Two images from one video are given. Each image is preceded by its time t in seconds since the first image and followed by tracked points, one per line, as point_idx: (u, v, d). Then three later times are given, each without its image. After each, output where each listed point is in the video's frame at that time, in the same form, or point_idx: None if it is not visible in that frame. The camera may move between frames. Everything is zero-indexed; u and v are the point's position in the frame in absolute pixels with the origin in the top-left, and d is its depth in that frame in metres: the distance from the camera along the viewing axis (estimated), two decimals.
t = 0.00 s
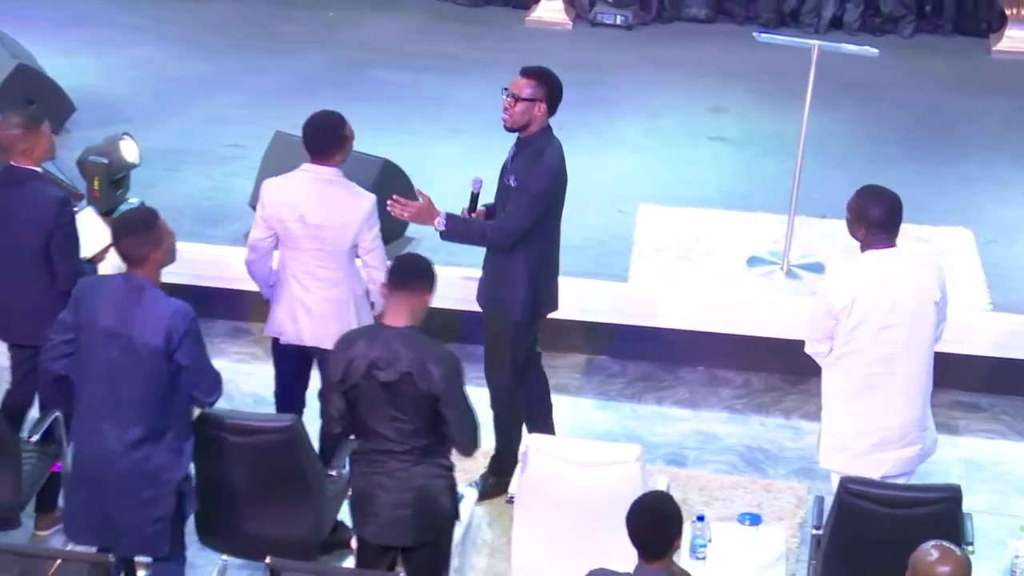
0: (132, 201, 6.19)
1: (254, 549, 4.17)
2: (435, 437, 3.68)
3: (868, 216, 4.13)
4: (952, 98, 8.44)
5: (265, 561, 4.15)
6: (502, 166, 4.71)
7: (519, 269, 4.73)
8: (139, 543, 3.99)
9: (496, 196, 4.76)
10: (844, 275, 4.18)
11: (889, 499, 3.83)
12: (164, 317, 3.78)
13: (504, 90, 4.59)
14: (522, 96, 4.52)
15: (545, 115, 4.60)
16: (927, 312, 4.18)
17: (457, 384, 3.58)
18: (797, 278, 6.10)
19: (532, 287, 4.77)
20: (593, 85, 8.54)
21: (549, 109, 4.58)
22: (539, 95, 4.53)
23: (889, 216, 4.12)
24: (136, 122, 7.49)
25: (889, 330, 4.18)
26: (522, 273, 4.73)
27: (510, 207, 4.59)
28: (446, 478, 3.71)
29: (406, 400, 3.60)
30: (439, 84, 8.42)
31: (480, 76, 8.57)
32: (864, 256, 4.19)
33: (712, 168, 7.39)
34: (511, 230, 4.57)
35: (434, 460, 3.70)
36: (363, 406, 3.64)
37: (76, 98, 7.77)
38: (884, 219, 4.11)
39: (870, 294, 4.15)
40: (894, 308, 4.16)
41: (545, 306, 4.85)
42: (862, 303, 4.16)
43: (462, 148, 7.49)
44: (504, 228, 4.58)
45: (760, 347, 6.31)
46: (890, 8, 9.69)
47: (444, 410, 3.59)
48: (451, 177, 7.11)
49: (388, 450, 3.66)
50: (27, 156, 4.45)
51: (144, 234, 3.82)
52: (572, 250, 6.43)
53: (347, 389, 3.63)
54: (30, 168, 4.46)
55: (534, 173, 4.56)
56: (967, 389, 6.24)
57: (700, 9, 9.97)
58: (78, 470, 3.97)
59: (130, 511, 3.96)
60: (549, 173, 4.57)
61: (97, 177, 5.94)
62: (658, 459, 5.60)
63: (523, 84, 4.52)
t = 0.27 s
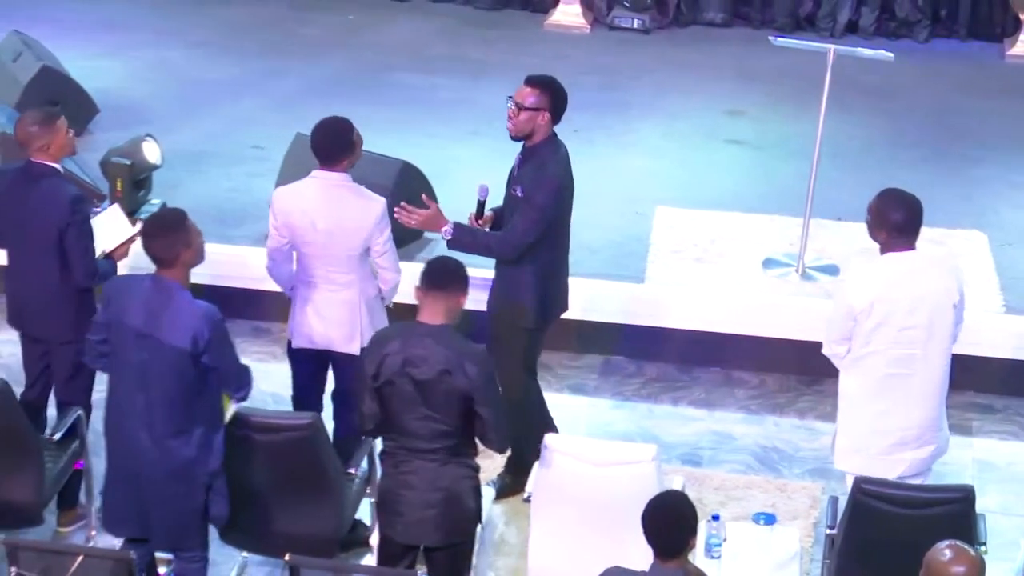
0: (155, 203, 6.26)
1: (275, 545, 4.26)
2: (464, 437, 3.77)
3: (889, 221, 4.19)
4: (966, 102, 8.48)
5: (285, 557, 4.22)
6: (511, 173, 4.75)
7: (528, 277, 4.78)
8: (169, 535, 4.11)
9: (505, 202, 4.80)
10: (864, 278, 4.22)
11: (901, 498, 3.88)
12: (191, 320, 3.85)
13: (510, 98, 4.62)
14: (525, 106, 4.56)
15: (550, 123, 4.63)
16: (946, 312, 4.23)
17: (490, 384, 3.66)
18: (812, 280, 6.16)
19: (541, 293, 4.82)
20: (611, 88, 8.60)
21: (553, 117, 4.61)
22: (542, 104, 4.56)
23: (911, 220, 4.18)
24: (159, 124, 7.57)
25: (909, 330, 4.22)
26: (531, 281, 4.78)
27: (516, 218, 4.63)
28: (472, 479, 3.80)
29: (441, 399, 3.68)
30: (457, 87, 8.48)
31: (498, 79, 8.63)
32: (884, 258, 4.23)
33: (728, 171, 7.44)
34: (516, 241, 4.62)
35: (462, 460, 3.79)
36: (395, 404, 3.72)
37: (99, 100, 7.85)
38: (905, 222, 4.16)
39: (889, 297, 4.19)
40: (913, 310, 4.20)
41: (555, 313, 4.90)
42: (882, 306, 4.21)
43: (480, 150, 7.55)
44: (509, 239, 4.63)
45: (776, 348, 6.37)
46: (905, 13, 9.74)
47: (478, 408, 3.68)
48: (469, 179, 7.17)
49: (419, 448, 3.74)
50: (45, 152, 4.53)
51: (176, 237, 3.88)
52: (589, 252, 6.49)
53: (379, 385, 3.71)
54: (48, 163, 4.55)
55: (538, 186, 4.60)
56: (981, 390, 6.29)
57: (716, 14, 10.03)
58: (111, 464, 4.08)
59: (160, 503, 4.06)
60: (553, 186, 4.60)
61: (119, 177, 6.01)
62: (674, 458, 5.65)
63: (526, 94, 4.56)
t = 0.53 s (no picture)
0: (172, 205, 6.35)
1: (290, 542, 4.36)
2: (480, 435, 3.91)
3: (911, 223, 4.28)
4: (974, 107, 8.57)
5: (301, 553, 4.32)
6: (518, 177, 4.87)
7: (537, 280, 4.89)
8: (196, 532, 4.21)
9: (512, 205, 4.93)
10: (884, 280, 4.31)
11: (909, 498, 3.96)
12: (209, 322, 3.95)
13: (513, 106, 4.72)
14: (530, 114, 4.65)
15: (555, 127, 4.72)
16: (965, 315, 4.32)
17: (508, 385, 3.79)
18: (821, 282, 6.25)
19: (552, 295, 4.95)
20: (623, 92, 8.69)
21: (558, 121, 4.71)
22: (546, 110, 4.66)
23: (933, 223, 4.27)
24: (178, 126, 7.68)
25: (928, 332, 4.31)
26: (540, 284, 4.90)
27: (523, 222, 4.76)
28: (487, 475, 3.95)
29: (459, 399, 3.81)
30: (471, 90, 8.58)
31: (512, 83, 8.73)
32: (904, 260, 4.32)
33: (739, 173, 7.54)
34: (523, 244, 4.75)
35: (480, 457, 3.93)
36: (415, 402, 3.85)
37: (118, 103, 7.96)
38: (926, 224, 4.25)
39: (910, 298, 4.28)
40: (932, 311, 4.29)
41: (564, 314, 5.03)
42: (902, 305, 4.29)
43: (494, 153, 7.65)
44: (516, 242, 4.76)
45: (786, 348, 6.46)
46: (914, 18, 9.82)
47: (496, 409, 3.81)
48: (483, 181, 7.27)
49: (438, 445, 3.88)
50: (61, 151, 4.67)
51: (192, 240, 3.98)
52: (602, 254, 6.59)
53: (398, 383, 3.84)
54: (64, 162, 4.69)
55: (545, 191, 4.72)
56: (988, 390, 6.37)
57: (728, 19, 10.11)
58: (138, 462, 4.19)
59: (186, 502, 4.17)
60: (560, 191, 4.72)
61: (140, 180, 6.10)
62: (684, 457, 5.75)
63: (529, 101, 4.65)
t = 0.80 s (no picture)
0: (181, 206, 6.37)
1: (299, 541, 4.40)
2: (482, 432, 3.93)
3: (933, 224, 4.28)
4: (981, 108, 8.59)
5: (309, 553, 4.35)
6: (518, 177, 4.90)
7: (541, 281, 4.94)
8: (202, 531, 4.25)
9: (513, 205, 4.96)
10: (907, 279, 4.30)
11: (916, 498, 3.98)
12: (209, 323, 3.99)
13: (506, 110, 4.73)
14: (525, 117, 4.67)
15: (551, 127, 4.74)
16: (987, 315, 4.31)
17: (508, 386, 3.80)
18: (828, 282, 6.27)
19: (555, 295, 4.98)
20: (631, 94, 8.72)
21: (553, 121, 4.73)
22: (541, 112, 4.67)
23: (956, 222, 4.27)
24: (188, 127, 7.72)
25: (951, 331, 4.29)
26: (543, 284, 4.94)
27: (523, 223, 4.79)
28: (491, 469, 3.97)
29: (459, 399, 3.83)
30: (480, 91, 8.61)
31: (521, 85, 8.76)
32: (926, 261, 4.30)
33: (746, 174, 7.56)
34: (523, 244, 4.78)
35: (483, 453, 3.96)
36: (415, 401, 3.88)
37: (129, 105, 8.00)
38: (949, 224, 4.25)
39: (933, 297, 4.26)
40: (955, 309, 4.27)
41: (568, 312, 5.05)
42: (926, 305, 4.28)
43: (502, 154, 7.68)
44: (516, 243, 4.79)
45: (793, 348, 6.48)
46: (921, 20, 9.84)
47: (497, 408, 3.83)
48: (491, 182, 7.30)
49: (440, 442, 3.92)
50: (64, 150, 4.72)
51: (191, 239, 3.99)
52: (610, 255, 6.65)
53: (398, 383, 3.87)
54: (68, 161, 4.73)
55: (546, 192, 4.75)
56: (994, 391, 6.40)
57: (735, 21, 10.13)
58: (142, 464, 4.23)
59: (192, 501, 4.21)
60: (561, 192, 4.75)
61: (150, 180, 6.14)
62: (691, 457, 5.78)
63: (524, 105, 4.66)
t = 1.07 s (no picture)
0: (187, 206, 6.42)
1: (302, 539, 4.45)
2: (470, 430, 3.97)
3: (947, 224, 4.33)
4: (980, 111, 8.65)
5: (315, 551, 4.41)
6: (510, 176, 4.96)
7: (536, 276, 4.99)
8: (199, 527, 4.31)
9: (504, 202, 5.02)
10: (921, 281, 4.35)
11: (915, 497, 4.05)
12: (201, 321, 4.05)
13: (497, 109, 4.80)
14: (515, 113, 4.74)
15: (541, 124, 4.81)
16: (1000, 316, 4.37)
17: (494, 382, 3.85)
18: (827, 284, 6.33)
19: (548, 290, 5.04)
20: (633, 97, 8.78)
21: (543, 117, 4.80)
22: (530, 108, 4.74)
23: (967, 222, 4.33)
24: (194, 129, 7.78)
25: (964, 333, 4.35)
26: (538, 279, 5.00)
27: (522, 215, 4.85)
28: (480, 467, 4.01)
29: (447, 395, 3.88)
30: (483, 94, 8.67)
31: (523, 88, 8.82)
32: (939, 262, 4.36)
33: (747, 177, 7.63)
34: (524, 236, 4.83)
35: (473, 451, 4.00)
36: (403, 398, 3.94)
37: (135, 107, 8.06)
38: (962, 224, 4.32)
39: (948, 299, 4.32)
40: (969, 312, 4.33)
41: (560, 309, 5.11)
42: (940, 306, 4.33)
43: (505, 156, 7.74)
44: (517, 235, 4.84)
45: (794, 349, 6.54)
46: (920, 24, 9.90)
47: (484, 404, 3.87)
48: (494, 184, 7.36)
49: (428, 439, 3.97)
50: (68, 150, 4.77)
51: (181, 239, 4.08)
52: (611, 256, 6.72)
53: (387, 380, 3.93)
54: (71, 161, 4.79)
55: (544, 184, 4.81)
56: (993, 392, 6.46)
57: (736, 24, 10.19)
58: (141, 462, 4.29)
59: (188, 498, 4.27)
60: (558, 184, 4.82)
61: (156, 182, 6.18)
62: (692, 456, 5.84)
63: (513, 101, 4.74)
